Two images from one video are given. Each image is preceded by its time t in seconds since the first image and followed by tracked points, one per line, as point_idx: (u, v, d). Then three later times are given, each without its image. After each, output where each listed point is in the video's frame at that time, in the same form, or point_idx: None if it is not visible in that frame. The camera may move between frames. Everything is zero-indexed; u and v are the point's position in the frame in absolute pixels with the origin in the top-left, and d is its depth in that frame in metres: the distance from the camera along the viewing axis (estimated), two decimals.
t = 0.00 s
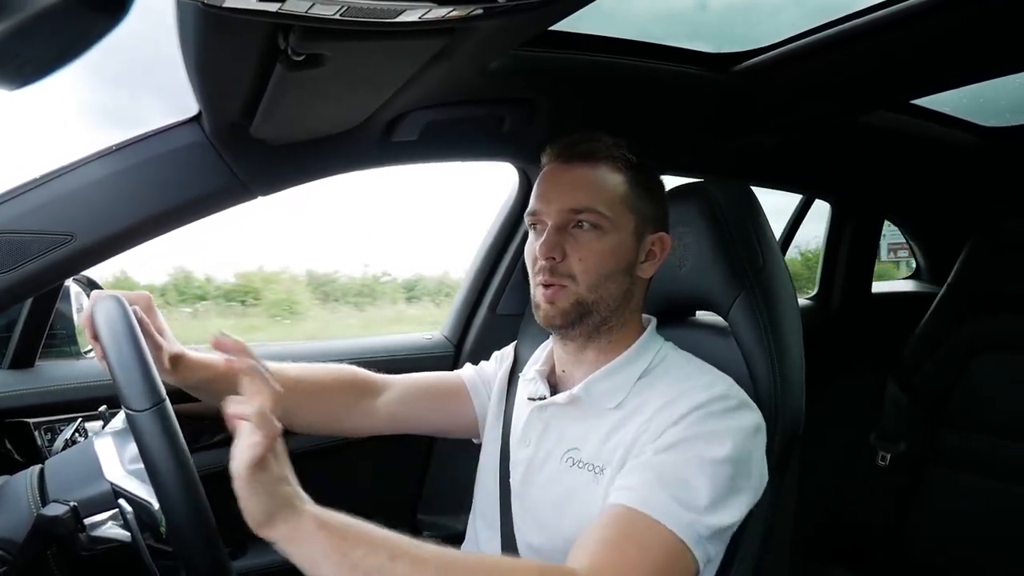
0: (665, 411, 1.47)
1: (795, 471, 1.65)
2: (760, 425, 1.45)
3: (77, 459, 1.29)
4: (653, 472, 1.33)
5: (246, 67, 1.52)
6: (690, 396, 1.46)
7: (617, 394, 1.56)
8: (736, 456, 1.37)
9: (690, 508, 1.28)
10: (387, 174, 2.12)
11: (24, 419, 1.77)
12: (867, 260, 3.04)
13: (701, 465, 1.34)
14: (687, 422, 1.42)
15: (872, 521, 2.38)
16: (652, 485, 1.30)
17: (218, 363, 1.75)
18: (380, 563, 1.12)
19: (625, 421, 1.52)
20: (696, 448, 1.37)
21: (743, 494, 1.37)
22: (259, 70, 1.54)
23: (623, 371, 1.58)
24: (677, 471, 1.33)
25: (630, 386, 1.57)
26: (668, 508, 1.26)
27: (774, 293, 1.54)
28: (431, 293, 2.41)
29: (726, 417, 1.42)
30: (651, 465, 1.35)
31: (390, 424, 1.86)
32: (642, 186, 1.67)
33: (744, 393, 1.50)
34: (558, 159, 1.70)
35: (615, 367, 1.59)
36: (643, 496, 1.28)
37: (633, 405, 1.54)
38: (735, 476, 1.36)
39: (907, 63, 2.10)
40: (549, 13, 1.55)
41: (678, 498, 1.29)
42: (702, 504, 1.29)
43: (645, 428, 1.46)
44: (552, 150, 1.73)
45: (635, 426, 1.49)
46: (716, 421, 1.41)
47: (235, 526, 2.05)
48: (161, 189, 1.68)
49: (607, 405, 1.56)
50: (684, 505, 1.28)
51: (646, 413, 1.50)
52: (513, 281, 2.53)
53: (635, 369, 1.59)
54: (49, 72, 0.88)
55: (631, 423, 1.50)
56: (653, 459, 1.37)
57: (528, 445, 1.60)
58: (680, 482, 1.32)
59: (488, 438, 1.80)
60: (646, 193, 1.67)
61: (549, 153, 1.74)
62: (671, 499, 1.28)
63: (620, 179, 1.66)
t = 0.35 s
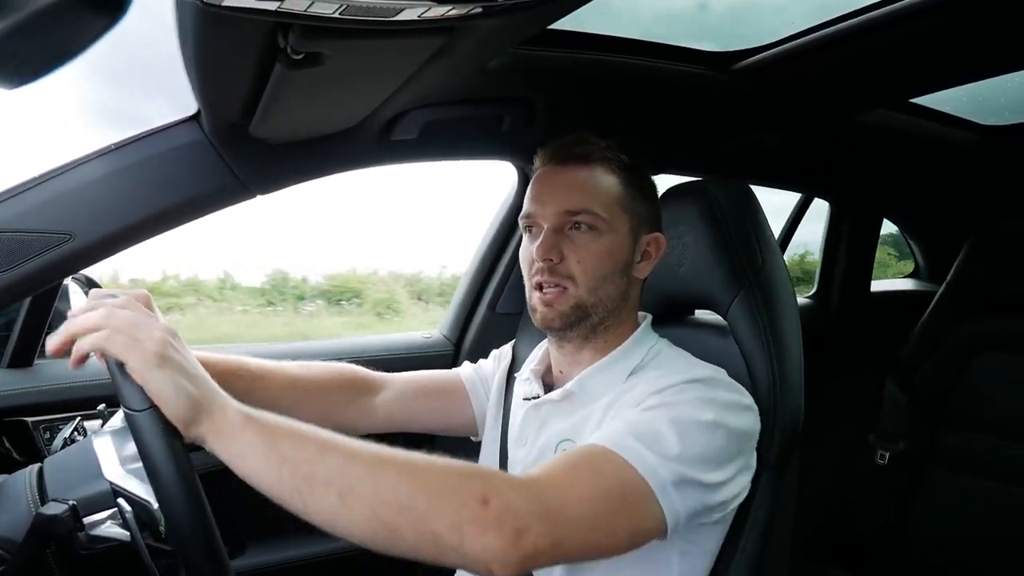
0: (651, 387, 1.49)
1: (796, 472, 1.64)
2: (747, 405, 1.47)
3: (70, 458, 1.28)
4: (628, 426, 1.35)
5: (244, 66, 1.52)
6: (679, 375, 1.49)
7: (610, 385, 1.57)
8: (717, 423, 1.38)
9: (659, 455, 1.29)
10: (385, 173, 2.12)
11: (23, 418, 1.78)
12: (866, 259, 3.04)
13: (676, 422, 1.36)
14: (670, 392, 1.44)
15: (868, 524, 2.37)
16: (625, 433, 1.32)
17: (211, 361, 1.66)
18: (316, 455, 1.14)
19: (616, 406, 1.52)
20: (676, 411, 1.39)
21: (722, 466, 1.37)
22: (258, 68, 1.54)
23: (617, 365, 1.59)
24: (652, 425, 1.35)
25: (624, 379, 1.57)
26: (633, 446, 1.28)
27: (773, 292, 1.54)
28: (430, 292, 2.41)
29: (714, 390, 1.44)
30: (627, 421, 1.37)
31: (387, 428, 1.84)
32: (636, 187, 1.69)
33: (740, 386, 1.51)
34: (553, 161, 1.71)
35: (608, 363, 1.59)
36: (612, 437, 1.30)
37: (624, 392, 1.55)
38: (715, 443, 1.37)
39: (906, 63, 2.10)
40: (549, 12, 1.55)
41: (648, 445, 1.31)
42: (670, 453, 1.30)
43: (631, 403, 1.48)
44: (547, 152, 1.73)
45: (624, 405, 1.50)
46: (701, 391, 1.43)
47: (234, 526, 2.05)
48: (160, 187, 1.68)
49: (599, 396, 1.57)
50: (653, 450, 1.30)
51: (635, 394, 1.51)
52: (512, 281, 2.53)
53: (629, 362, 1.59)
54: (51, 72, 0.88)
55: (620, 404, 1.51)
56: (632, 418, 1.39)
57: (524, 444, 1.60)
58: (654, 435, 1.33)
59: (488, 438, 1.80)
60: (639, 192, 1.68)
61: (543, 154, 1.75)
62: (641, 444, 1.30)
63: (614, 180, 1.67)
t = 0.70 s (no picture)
0: (655, 390, 1.47)
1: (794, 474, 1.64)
2: (750, 408, 1.46)
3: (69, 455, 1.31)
4: (637, 430, 1.31)
5: (244, 68, 1.52)
6: (683, 377, 1.47)
7: (615, 386, 1.56)
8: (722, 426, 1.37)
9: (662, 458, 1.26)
10: (384, 176, 2.12)
11: (22, 420, 1.78)
12: (865, 263, 3.04)
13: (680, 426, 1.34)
14: (675, 396, 1.42)
15: (862, 525, 2.36)
16: (635, 439, 1.28)
17: (217, 355, 1.67)
18: (329, 480, 0.96)
19: (620, 408, 1.51)
20: (683, 415, 1.37)
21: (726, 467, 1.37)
22: (257, 70, 1.54)
23: (622, 368, 1.58)
24: (662, 430, 1.32)
25: (630, 378, 1.57)
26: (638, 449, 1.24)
27: (772, 294, 1.54)
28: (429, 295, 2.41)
29: (718, 392, 1.43)
30: (634, 425, 1.34)
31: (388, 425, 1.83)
32: (640, 187, 1.70)
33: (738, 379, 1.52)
34: (558, 159, 1.72)
35: (611, 366, 1.59)
36: (622, 443, 1.25)
37: (629, 394, 1.53)
38: (719, 445, 1.36)
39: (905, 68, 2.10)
40: (549, 15, 1.55)
41: (661, 451, 1.27)
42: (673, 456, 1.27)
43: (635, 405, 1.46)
44: (550, 151, 1.74)
45: (628, 408, 1.48)
46: (705, 392, 1.42)
47: (232, 528, 2.06)
48: (160, 190, 1.68)
49: (605, 397, 1.56)
50: (657, 453, 1.26)
51: (639, 396, 1.49)
52: (511, 284, 2.53)
53: (633, 364, 1.58)
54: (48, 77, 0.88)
55: (624, 408, 1.50)
56: (637, 420, 1.36)
57: (528, 445, 1.61)
58: (666, 440, 1.30)
59: (487, 436, 1.80)
60: (642, 192, 1.70)
61: (548, 154, 1.75)
62: (653, 452, 1.26)
63: (620, 179, 1.67)
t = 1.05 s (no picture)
0: (651, 400, 1.49)
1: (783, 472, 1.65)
2: (748, 411, 1.48)
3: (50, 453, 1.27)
4: (636, 459, 1.35)
5: (232, 69, 1.51)
6: (679, 387, 1.49)
7: (607, 390, 1.57)
8: (719, 444, 1.41)
9: (670, 497, 1.31)
10: (375, 177, 2.12)
11: (10, 423, 1.76)
12: (852, 261, 3.06)
13: (682, 454, 1.37)
14: (672, 410, 1.45)
15: (852, 528, 2.40)
16: (636, 471, 1.33)
17: (240, 386, 1.58)
18: None
19: (615, 416, 1.53)
20: (681, 436, 1.40)
21: (725, 482, 1.41)
22: (245, 72, 1.54)
23: (613, 369, 1.59)
24: (665, 459, 1.36)
25: (621, 380, 1.58)
26: (646, 493, 1.29)
27: (761, 293, 1.54)
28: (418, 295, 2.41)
29: (715, 404, 1.45)
30: (632, 451, 1.37)
31: (387, 462, 1.75)
32: (619, 183, 1.70)
33: (726, 376, 1.53)
34: (535, 159, 1.72)
35: (600, 367, 1.60)
36: (623, 480, 1.30)
37: (623, 399, 1.55)
38: (717, 463, 1.41)
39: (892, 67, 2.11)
40: (538, 15, 1.55)
41: (661, 483, 1.32)
42: (681, 492, 1.32)
43: (632, 415, 1.48)
44: (528, 151, 1.75)
45: (623, 417, 1.50)
46: (703, 407, 1.45)
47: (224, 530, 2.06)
48: (147, 191, 1.67)
49: (597, 401, 1.57)
50: (664, 492, 1.31)
51: (634, 403, 1.51)
52: (500, 284, 2.54)
53: (624, 365, 1.60)
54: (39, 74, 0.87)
55: (620, 416, 1.51)
56: (636, 444, 1.39)
57: (520, 447, 1.61)
58: (664, 469, 1.34)
59: (476, 444, 1.79)
60: (620, 186, 1.70)
61: (525, 154, 1.76)
62: (653, 485, 1.31)
63: (598, 175, 1.68)
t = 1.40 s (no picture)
0: (649, 396, 1.49)
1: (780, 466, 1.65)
2: (746, 407, 1.48)
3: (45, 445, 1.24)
4: (634, 455, 1.35)
5: (229, 64, 1.51)
6: (675, 383, 1.50)
7: (604, 384, 1.57)
8: (716, 441, 1.42)
9: (666, 493, 1.31)
10: (373, 173, 2.12)
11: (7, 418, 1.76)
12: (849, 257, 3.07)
13: (678, 450, 1.38)
14: (669, 406, 1.45)
15: (849, 526, 2.42)
16: (633, 467, 1.33)
17: (236, 383, 1.57)
18: None
19: (613, 411, 1.53)
20: (678, 432, 1.41)
21: (721, 478, 1.42)
22: (243, 67, 1.53)
23: (610, 363, 1.60)
24: (662, 455, 1.36)
25: (617, 375, 1.58)
26: (643, 489, 1.29)
27: (758, 288, 1.54)
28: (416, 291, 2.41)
29: (712, 401, 1.46)
30: (629, 446, 1.38)
31: (385, 451, 1.75)
32: (617, 179, 1.71)
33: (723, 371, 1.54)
34: (534, 154, 1.72)
35: (596, 362, 1.60)
36: (620, 476, 1.30)
37: (620, 394, 1.55)
38: (713, 459, 1.41)
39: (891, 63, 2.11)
40: (536, 10, 1.55)
41: (658, 479, 1.32)
42: (677, 488, 1.32)
43: (629, 410, 1.49)
44: (527, 147, 1.75)
45: (620, 412, 1.50)
46: (700, 404, 1.45)
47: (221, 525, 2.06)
48: (145, 187, 1.66)
49: (593, 395, 1.57)
50: (660, 488, 1.31)
51: (632, 398, 1.51)
52: (498, 280, 2.53)
53: (620, 361, 1.60)
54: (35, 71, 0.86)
55: (617, 411, 1.52)
56: (633, 439, 1.39)
57: (517, 443, 1.61)
58: (661, 465, 1.34)
59: (472, 440, 1.79)
60: (619, 182, 1.71)
61: (525, 150, 1.76)
62: (650, 480, 1.31)
63: (598, 171, 1.68)
